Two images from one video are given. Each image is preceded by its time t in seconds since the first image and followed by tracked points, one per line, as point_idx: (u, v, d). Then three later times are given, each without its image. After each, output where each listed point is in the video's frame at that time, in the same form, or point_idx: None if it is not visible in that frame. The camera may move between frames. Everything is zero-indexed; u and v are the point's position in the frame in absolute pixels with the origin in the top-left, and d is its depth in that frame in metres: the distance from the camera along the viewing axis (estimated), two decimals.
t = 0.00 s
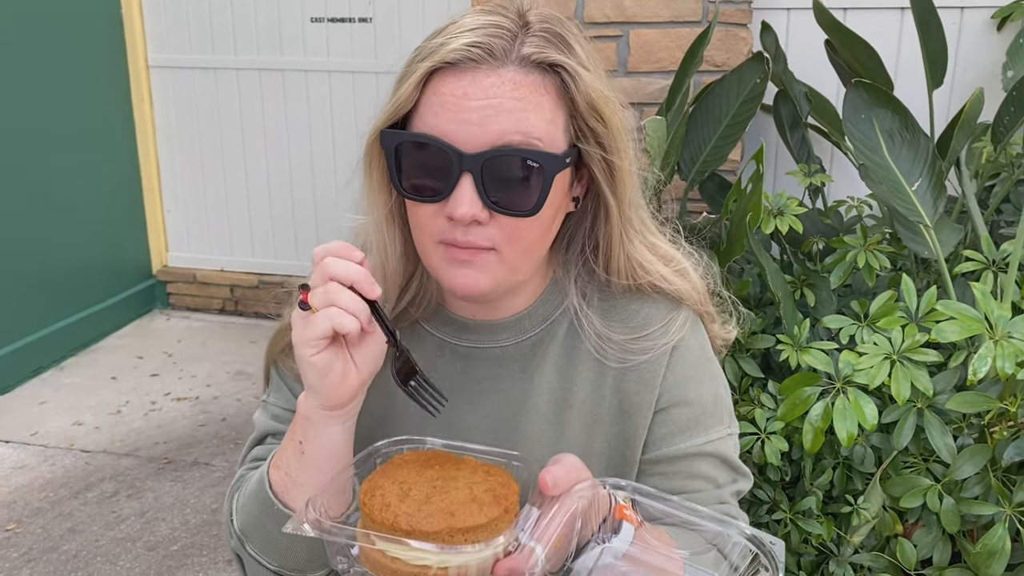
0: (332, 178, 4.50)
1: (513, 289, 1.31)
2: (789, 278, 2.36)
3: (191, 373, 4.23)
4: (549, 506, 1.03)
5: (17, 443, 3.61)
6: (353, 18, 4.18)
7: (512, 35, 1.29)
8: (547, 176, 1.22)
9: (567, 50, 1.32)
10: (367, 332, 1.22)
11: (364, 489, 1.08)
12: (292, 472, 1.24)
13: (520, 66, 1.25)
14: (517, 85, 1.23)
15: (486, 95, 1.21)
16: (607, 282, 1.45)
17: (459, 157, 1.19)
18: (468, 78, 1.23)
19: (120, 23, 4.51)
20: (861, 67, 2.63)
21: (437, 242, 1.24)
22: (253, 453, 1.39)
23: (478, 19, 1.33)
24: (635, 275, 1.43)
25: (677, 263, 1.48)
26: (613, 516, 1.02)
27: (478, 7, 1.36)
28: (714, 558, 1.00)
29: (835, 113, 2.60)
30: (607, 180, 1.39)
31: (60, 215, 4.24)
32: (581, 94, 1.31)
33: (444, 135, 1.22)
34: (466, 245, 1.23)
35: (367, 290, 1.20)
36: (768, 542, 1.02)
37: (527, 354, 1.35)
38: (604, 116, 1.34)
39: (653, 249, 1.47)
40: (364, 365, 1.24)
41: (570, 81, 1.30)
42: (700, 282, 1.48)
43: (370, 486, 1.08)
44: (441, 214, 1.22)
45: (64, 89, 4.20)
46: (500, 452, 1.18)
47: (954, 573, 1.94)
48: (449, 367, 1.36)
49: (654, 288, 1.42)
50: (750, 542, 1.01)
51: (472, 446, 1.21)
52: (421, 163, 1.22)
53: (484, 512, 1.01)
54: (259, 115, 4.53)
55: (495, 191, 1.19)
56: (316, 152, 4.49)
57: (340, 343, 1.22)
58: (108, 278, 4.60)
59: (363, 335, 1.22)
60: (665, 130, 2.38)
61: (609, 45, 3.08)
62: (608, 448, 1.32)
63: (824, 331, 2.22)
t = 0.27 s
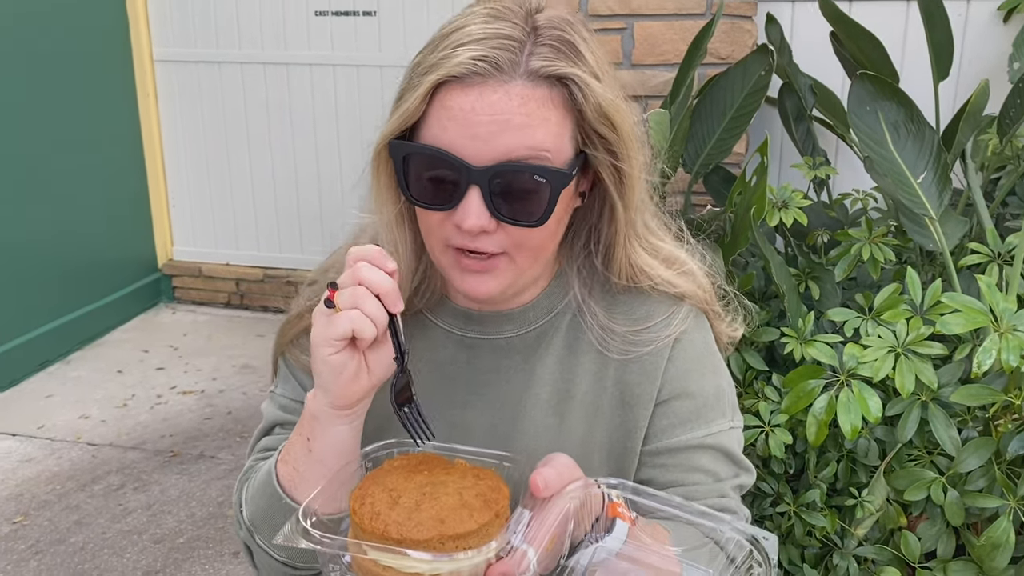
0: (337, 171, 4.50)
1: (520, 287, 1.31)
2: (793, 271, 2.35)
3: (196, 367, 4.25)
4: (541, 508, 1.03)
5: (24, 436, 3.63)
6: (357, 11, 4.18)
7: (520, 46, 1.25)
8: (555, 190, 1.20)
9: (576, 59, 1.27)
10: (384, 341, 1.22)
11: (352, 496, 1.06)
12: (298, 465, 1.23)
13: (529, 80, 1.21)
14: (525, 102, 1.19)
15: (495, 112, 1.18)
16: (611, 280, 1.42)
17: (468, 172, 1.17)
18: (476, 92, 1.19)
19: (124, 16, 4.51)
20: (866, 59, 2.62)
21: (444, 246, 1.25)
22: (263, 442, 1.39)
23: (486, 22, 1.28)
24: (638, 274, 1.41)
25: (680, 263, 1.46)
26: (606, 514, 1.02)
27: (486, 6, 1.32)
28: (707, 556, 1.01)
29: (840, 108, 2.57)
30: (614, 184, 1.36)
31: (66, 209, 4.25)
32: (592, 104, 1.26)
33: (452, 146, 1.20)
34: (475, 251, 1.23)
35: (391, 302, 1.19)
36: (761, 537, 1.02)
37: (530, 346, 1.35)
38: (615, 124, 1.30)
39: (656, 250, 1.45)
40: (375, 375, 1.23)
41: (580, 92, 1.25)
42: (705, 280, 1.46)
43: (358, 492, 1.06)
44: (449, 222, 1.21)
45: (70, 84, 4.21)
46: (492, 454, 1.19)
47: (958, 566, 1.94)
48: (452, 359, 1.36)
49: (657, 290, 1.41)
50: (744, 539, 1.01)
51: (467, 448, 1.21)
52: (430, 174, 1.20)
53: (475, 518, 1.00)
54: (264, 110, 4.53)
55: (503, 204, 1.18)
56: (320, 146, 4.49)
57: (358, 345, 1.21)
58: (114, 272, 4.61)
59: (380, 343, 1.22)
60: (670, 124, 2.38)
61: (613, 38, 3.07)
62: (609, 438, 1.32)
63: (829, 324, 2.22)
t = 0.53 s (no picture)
0: (344, 164, 4.50)
1: (529, 282, 1.30)
2: (800, 263, 2.35)
3: (204, 360, 4.27)
4: (552, 498, 1.03)
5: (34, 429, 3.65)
6: (364, 4, 4.17)
7: (533, 50, 1.23)
8: (568, 196, 1.19)
9: (589, 64, 1.25)
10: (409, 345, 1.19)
11: (365, 490, 1.07)
12: (310, 458, 1.23)
13: (543, 85, 1.19)
14: (540, 107, 1.17)
15: (510, 118, 1.15)
16: (618, 275, 1.41)
17: (481, 177, 1.15)
18: (490, 97, 1.17)
19: (131, 10, 4.52)
20: (875, 50, 2.61)
21: (455, 249, 1.23)
22: (274, 429, 1.39)
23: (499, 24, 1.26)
24: (647, 272, 1.39)
25: (692, 263, 1.42)
26: (614, 503, 1.02)
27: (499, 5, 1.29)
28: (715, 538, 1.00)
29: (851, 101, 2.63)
30: (624, 187, 1.34)
31: (75, 202, 4.26)
32: (604, 109, 1.25)
33: (464, 150, 1.18)
34: (487, 254, 1.21)
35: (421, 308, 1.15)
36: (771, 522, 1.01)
37: (540, 336, 1.35)
38: (628, 133, 1.28)
39: (669, 250, 1.42)
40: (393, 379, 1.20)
41: (594, 98, 1.24)
42: (717, 279, 1.43)
43: (371, 488, 1.07)
44: (462, 225, 1.20)
45: (78, 78, 4.22)
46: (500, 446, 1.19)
47: (966, 557, 1.94)
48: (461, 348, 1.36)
49: (667, 290, 1.39)
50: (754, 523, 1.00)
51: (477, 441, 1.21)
52: (443, 179, 1.18)
53: (491, 510, 1.01)
54: (270, 103, 4.53)
55: (517, 209, 1.16)
56: (327, 139, 4.49)
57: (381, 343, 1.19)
58: (122, 266, 4.63)
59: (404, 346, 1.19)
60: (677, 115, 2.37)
61: (620, 30, 3.06)
62: (619, 427, 1.32)
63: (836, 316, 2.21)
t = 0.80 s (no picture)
0: (352, 156, 4.50)
1: (545, 268, 1.30)
2: (811, 252, 2.33)
3: (214, 351, 4.28)
4: (558, 482, 1.03)
5: (46, 419, 3.68)
6: None
7: (552, 32, 1.22)
8: (587, 181, 1.18)
9: (607, 46, 1.24)
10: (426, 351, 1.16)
11: (372, 478, 1.08)
12: (324, 453, 1.21)
13: (562, 68, 1.18)
14: (558, 89, 1.15)
15: (530, 101, 1.14)
16: (628, 261, 1.40)
17: (500, 161, 1.15)
18: (510, 79, 1.15)
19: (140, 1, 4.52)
20: (886, 38, 2.58)
21: (471, 234, 1.23)
22: (285, 416, 1.39)
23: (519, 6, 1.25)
24: (657, 261, 1.38)
25: (704, 253, 1.40)
26: (620, 488, 0.99)
27: None
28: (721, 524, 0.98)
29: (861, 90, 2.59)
30: (638, 171, 1.33)
31: (85, 194, 4.28)
32: (619, 91, 1.24)
33: (482, 133, 1.17)
34: (502, 238, 1.21)
35: (440, 316, 1.13)
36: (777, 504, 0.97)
37: (549, 324, 1.35)
38: (643, 113, 1.27)
39: (681, 240, 1.39)
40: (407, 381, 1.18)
41: (611, 79, 1.23)
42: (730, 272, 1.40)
43: (378, 475, 1.08)
44: (479, 210, 1.20)
45: (87, 70, 4.24)
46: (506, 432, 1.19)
47: (977, 548, 1.92)
48: (468, 334, 1.36)
49: (677, 279, 1.36)
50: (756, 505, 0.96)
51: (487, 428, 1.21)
52: (461, 163, 1.18)
53: (497, 497, 1.01)
54: (279, 95, 4.53)
55: (535, 194, 1.16)
56: (335, 131, 4.49)
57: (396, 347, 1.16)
58: (132, 257, 4.65)
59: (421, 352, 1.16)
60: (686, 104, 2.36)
61: (629, 19, 3.05)
62: (626, 413, 1.31)
63: (847, 305, 2.20)
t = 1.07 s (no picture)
0: (362, 146, 4.49)
1: (555, 249, 1.29)
2: (822, 240, 2.31)
3: (225, 341, 4.29)
4: (557, 465, 1.02)
5: (59, 408, 3.70)
6: None
7: (567, 4, 1.21)
8: (599, 155, 1.17)
9: (621, 19, 1.23)
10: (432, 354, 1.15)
11: (371, 464, 1.06)
12: (327, 443, 1.20)
13: (576, 39, 1.17)
14: (572, 61, 1.14)
15: (544, 71, 1.13)
16: (635, 245, 1.39)
17: (512, 134, 1.14)
18: (523, 50, 1.14)
19: None
20: (900, 24, 2.55)
21: (481, 211, 1.21)
22: (286, 398, 1.39)
23: None
24: (666, 244, 1.36)
25: (713, 238, 1.38)
26: (624, 473, 1.00)
27: None
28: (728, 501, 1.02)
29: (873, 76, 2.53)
30: (648, 150, 1.32)
31: (96, 185, 4.29)
32: (632, 65, 1.23)
33: (495, 105, 1.16)
34: (513, 215, 1.20)
35: (447, 323, 1.11)
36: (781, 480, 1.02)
37: (555, 307, 1.33)
38: (656, 88, 1.26)
39: (690, 225, 1.38)
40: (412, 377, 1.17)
41: (624, 53, 1.22)
42: (740, 258, 1.38)
43: (376, 460, 1.06)
44: (490, 185, 1.19)
45: (99, 61, 4.25)
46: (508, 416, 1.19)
47: (989, 538, 1.91)
48: (474, 319, 1.35)
49: (685, 264, 1.35)
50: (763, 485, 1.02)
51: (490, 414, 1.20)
52: (473, 136, 1.17)
53: (494, 479, 0.98)
54: (289, 85, 4.53)
55: (548, 168, 1.15)
56: (344, 121, 4.48)
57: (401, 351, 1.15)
58: (144, 248, 4.66)
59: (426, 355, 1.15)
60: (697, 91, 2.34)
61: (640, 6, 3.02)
62: (633, 396, 1.29)
63: (858, 294, 2.18)
